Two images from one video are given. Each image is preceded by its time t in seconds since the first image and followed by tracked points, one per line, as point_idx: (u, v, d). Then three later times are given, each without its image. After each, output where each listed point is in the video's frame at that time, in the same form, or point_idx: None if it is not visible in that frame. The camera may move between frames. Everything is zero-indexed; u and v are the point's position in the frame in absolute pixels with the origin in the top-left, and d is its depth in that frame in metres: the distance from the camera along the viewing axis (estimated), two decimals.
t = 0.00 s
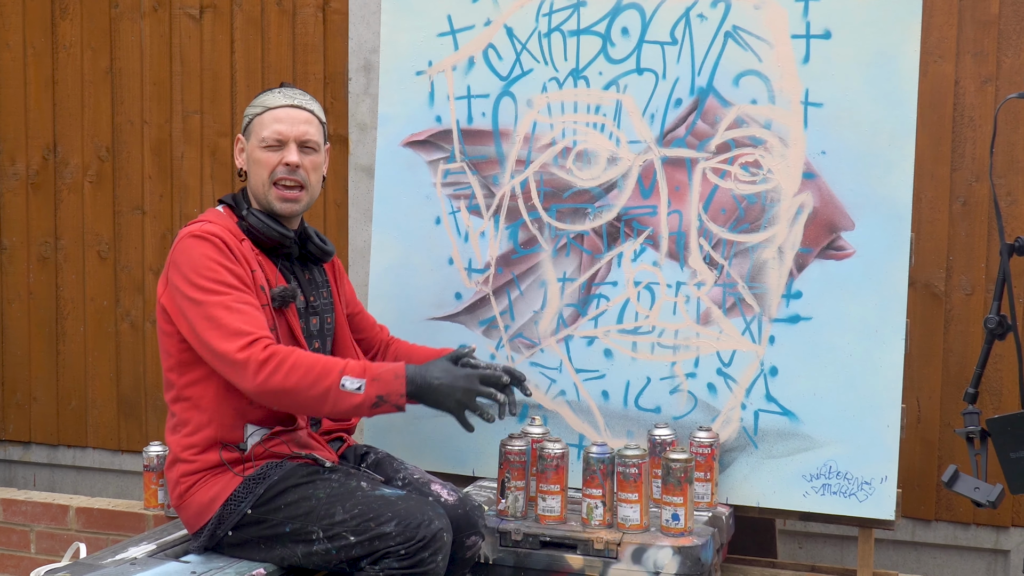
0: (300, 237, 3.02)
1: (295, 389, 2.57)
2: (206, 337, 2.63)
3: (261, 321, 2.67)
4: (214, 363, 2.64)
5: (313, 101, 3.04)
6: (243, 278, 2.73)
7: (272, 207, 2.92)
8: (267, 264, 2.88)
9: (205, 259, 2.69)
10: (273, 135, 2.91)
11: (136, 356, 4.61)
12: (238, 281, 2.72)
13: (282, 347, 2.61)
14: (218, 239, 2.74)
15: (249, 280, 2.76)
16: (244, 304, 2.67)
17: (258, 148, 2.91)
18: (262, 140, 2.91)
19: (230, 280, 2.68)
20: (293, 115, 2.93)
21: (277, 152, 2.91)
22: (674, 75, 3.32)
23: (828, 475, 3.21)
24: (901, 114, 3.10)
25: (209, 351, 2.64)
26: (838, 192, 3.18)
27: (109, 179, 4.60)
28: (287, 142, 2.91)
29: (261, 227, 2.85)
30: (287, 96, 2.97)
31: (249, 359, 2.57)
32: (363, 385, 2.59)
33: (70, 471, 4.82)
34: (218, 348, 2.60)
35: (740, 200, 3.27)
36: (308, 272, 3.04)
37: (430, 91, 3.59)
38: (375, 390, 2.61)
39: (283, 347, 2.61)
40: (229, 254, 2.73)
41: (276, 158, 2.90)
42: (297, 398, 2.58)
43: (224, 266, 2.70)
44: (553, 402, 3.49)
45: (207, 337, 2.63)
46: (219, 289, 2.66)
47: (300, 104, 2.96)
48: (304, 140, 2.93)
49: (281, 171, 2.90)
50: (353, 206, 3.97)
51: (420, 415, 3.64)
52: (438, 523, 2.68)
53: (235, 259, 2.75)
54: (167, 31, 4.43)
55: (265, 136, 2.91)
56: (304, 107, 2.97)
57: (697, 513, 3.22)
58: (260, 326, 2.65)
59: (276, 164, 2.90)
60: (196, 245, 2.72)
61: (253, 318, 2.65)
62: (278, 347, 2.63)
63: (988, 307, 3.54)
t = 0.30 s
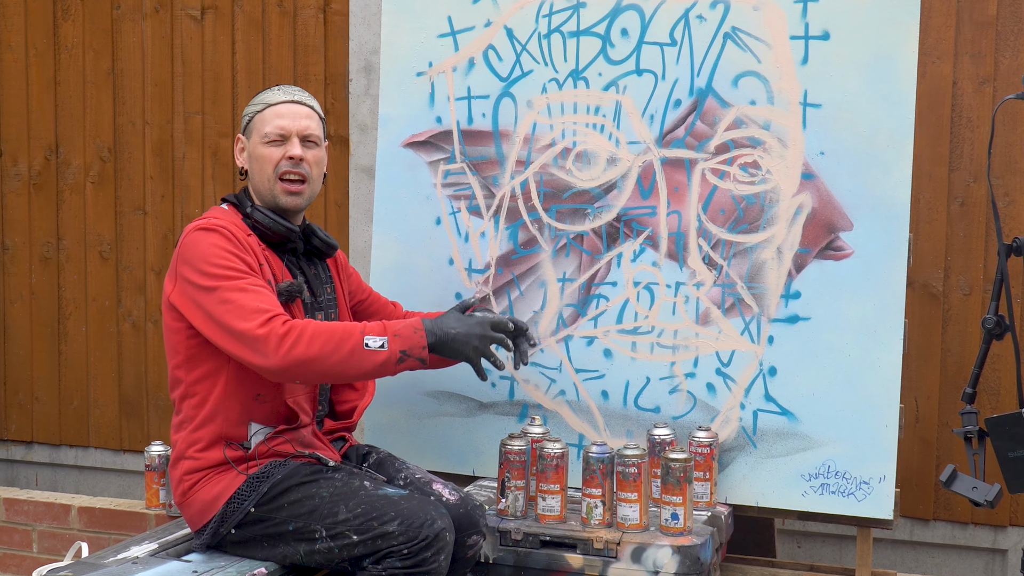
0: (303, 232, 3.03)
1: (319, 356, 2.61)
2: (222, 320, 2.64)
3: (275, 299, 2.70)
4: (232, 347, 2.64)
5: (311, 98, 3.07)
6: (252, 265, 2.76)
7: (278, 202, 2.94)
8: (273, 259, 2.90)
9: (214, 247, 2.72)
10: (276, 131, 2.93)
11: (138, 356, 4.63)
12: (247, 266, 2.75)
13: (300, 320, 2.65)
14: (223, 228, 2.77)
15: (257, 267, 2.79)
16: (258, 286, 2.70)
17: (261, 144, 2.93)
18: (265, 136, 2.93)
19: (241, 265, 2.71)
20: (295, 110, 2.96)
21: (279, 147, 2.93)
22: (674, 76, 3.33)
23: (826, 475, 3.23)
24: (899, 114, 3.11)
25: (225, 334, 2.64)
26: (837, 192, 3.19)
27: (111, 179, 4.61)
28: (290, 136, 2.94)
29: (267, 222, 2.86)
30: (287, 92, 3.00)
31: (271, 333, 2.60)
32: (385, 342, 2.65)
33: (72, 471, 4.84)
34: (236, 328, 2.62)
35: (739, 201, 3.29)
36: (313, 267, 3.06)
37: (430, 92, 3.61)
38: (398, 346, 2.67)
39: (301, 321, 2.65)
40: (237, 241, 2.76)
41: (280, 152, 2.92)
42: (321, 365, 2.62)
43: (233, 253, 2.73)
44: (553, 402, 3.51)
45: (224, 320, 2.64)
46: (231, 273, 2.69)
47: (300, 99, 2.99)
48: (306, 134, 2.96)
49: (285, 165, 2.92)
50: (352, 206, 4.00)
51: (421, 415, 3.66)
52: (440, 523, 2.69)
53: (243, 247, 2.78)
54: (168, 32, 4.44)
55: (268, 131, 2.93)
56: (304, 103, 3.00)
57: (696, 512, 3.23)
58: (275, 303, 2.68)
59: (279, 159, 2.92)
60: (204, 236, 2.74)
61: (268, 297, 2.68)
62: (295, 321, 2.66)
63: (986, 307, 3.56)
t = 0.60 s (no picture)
0: (307, 231, 3.05)
1: (324, 343, 2.64)
2: (226, 313, 2.66)
3: (278, 291, 2.72)
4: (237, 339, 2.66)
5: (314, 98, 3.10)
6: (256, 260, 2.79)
7: (283, 200, 2.96)
8: (277, 256, 2.93)
9: (217, 242, 2.74)
10: (280, 130, 2.95)
11: (140, 355, 4.65)
12: (251, 261, 2.77)
13: (304, 310, 2.67)
14: (225, 225, 2.80)
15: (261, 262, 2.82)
16: (262, 278, 2.72)
17: (265, 143, 2.95)
18: (269, 135, 2.95)
19: (245, 259, 2.74)
20: (298, 109, 2.98)
21: (284, 145, 2.95)
22: (673, 78, 3.35)
23: (825, 473, 3.25)
24: (897, 116, 3.13)
25: (230, 327, 2.67)
26: (835, 193, 3.21)
27: (113, 180, 4.63)
28: (294, 135, 2.96)
29: (270, 220, 2.89)
30: (290, 93, 3.03)
31: (275, 322, 2.62)
32: (389, 326, 2.69)
33: (74, 470, 4.85)
34: (241, 320, 2.64)
35: (738, 201, 3.30)
36: (317, 265, 3.08)
37: (431, 93, 3.62)
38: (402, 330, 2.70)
39: (305, 310, 2.67)
40: (239, 237, 2.79)
41: (284, 151, 2.94)
42: (327, 353, 2.64)
43: (236, 248, 2.76)
44: (553, 401, 3.53)
45: (229, 313, 2.66)
46: (235, 267, 2.71)
47: (303, 99, 3.02)
48: (311, 133, 2.98)
49: (290, 164, 2.94)
50: (354, 207, 4.00)
51: (421, 414, 3.68)
52: (441, 521, 2.71)
53: (245, 242, 2.81)
54: (170, 33, 4.46)
55: (272, 130, 2.95)
56: (308, 103, 3.02)
57: (694, 511, 3.25)
58: (279, 294, 2.70)
59: (284, 157, 2.94)
60: (208, 233, 2.77)
61: (271, 288, 2.71)
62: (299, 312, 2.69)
63: (984, 307, 3.58)
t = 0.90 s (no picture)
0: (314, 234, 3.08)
1: (333, 339, 2.66)
2: (236, 312, 2.67)
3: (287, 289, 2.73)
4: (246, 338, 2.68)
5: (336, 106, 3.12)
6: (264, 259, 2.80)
7: (299, 206, 2.97)
8: (286, 259, 2.96)
9: (225, 242, 2.75)
10: (304, 135, 2.96)
11: (141, 355, 4.66)
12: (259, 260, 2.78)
13: (313, 307, 2.69)
14: (233, 225, 2.81)
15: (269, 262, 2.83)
16: (270, 277, 2.74)
17: (287, 146, 2.96)
18: (291, 139, 2.95)
19: (253, 258, 2.75)
20: (322, 117, 3.00)
21: (306, 152, 2.96)
22: (673, 79, 3.37)
23: (823, 472, 3.26)
24: (895, 117, 3.15)
25: (239, 326, 2.68)
26: (834, 193, 3.23)
27: (114, 180, 4.65)
28: (317, 143, 2.97)
29: (281, 223, 2.91)
30: (315, 99, 3.04)
31: (284, 320, 2.64)
32: (396, 319, 2.72)
33: (76, 469, 4.87)
34: (250, 318, 2.65)
35: (737, 201, 3.32)
36: (322, 270, 3.11)
37: (431, 94, 3.64)
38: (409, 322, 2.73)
39: (313, 307, 2.69)
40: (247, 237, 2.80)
41: (306, 158, 2.95)
42: (336, 348, 2.67)
43: (243, 247, 2.76)
44: (552, 401, 3.54)
45: (238, 311, 2.67)
46: (243, 266, 2.72)
47: (328, 107, 3.03)
48: (333, 142, 3.00)
49: (310, 170, 2.96)
50: (354, 207, 4.02)
51: (422, 414, 3.69)
52: (441, 520, 2.72)
53: (252, 242, 2.82)
54: (172, 34, 4.48)
55: (297, 135, 2.95)
56: (332, 112, 3.04)
57: (694, 510, 3.27)
58: (287, 292, 2.71)
59: (306, 164, 2.95)
60: (217, 232, 2.77)
61: (279, 286, 2.72)
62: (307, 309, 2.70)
63: (982, 307, 3.59)
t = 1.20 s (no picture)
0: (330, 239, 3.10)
1: (339, 403, 2.69)
2: (250, 344, 2.70)
3: (304, 330, 2.74)
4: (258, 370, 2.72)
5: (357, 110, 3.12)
6: (285, 283, 2.80)
7: (326, 213, 2.99)
8: (305, 269, 2.96)
9: (248, 263, 2.75)
10: (335, 147, 2.96)
11: (143, 355, 4.68)
12: (280, 286, 2.78)
13: (327, 361, 2.69)
14: (259, 244, 2.79)
15: (290, 283, 2.83)
16: (287, 311, 2.74)
17: (317, 157, 2.95)
18: (323, 150, 2.95)
19: (273, 286, 2.75)
20: (354, 129, 3.01)
21: (336, 163, 2.97)
22: (672, 80, 3.38)
23: (822, 471, 3.28)
24: (893, 117, 3.16)
25: (252, 356, 2.72)
26: (832, 194, 3.24)
27: (117, 181, 4.67)
28: (347, 154, 2.99)
29: (302, 232, 2.92)
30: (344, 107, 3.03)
31: (296, 373, 2.66)
32: (403, 401, 2.71)
33: (79, 468, 4.89)
34: (264, 356, 2.69)
35: (736, 202, 3.34)
36: (334, 274, 3.12)
37: (431, 95, 3.66)
38: (415, 405, 2.73)
39: (328, 360, 2.70)
40: (270, 259, 2.79)
41: (336, 169, 2.97)
42: (342, 409, 2.70)
43: (266, 271, 2.76)
44: (552, 400, 3.56)
45: (252, 343, 2.70)
46: (264, 297, 2.73)
47: (356, 117, 3.04)
48: (362, 154, 3.02)
49: (340, 182, 2.98)
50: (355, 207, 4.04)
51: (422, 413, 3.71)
52: (445, 520, 2.75)
53: (275, 263, 2.81)
54: (174, 35, 4.50)
55: (328, 147, 2.95)
56: (360, 122, 3.05)
57: (693, 508, 3.29)
58: (304, 336, 2.72)
59: (336, 176, 2.97)
60: (240, 247, 2.76)
61: (297, 328, 2.73)
62: (322, 359, 2.72)
63: (979, 307, 3.61)
